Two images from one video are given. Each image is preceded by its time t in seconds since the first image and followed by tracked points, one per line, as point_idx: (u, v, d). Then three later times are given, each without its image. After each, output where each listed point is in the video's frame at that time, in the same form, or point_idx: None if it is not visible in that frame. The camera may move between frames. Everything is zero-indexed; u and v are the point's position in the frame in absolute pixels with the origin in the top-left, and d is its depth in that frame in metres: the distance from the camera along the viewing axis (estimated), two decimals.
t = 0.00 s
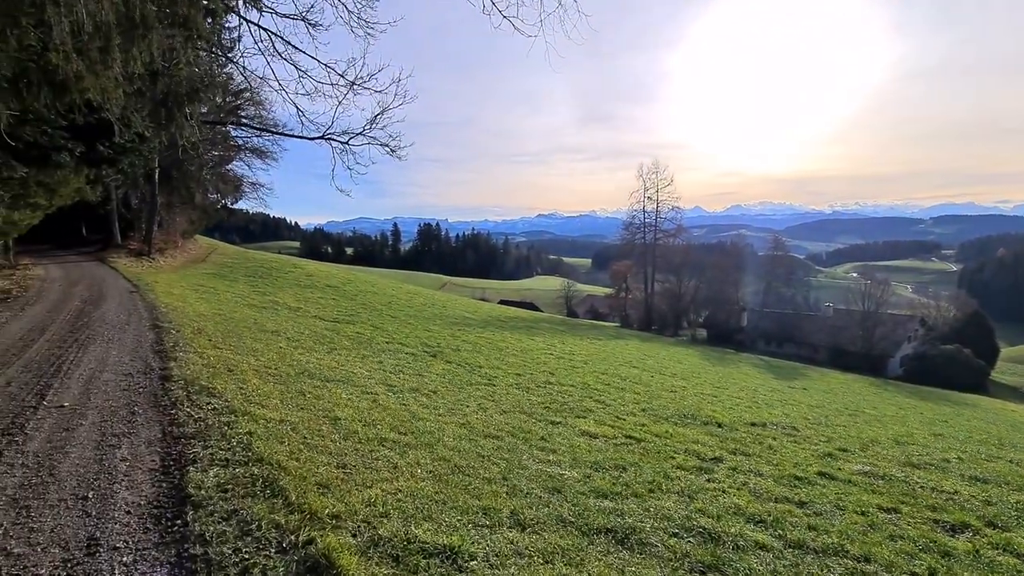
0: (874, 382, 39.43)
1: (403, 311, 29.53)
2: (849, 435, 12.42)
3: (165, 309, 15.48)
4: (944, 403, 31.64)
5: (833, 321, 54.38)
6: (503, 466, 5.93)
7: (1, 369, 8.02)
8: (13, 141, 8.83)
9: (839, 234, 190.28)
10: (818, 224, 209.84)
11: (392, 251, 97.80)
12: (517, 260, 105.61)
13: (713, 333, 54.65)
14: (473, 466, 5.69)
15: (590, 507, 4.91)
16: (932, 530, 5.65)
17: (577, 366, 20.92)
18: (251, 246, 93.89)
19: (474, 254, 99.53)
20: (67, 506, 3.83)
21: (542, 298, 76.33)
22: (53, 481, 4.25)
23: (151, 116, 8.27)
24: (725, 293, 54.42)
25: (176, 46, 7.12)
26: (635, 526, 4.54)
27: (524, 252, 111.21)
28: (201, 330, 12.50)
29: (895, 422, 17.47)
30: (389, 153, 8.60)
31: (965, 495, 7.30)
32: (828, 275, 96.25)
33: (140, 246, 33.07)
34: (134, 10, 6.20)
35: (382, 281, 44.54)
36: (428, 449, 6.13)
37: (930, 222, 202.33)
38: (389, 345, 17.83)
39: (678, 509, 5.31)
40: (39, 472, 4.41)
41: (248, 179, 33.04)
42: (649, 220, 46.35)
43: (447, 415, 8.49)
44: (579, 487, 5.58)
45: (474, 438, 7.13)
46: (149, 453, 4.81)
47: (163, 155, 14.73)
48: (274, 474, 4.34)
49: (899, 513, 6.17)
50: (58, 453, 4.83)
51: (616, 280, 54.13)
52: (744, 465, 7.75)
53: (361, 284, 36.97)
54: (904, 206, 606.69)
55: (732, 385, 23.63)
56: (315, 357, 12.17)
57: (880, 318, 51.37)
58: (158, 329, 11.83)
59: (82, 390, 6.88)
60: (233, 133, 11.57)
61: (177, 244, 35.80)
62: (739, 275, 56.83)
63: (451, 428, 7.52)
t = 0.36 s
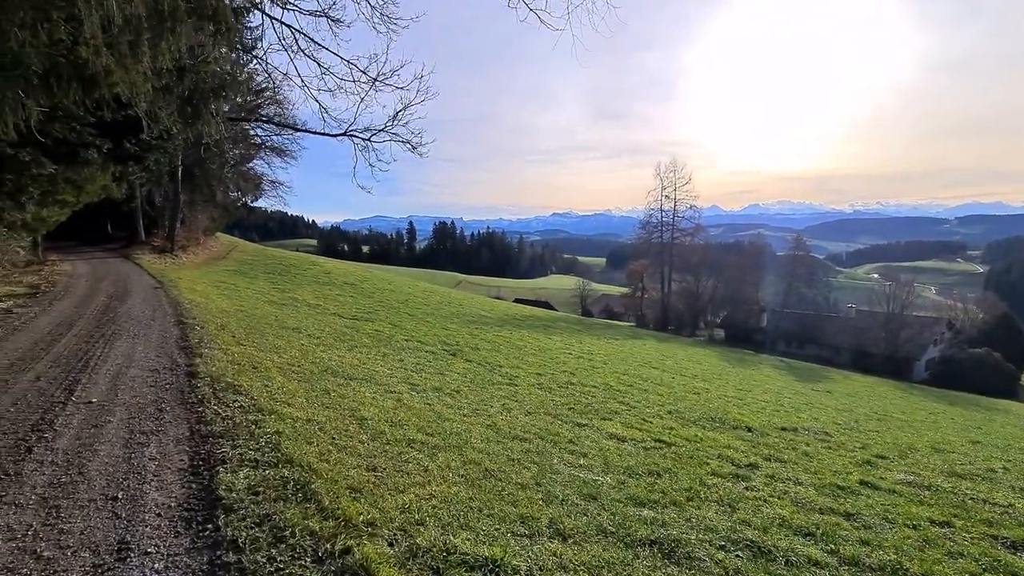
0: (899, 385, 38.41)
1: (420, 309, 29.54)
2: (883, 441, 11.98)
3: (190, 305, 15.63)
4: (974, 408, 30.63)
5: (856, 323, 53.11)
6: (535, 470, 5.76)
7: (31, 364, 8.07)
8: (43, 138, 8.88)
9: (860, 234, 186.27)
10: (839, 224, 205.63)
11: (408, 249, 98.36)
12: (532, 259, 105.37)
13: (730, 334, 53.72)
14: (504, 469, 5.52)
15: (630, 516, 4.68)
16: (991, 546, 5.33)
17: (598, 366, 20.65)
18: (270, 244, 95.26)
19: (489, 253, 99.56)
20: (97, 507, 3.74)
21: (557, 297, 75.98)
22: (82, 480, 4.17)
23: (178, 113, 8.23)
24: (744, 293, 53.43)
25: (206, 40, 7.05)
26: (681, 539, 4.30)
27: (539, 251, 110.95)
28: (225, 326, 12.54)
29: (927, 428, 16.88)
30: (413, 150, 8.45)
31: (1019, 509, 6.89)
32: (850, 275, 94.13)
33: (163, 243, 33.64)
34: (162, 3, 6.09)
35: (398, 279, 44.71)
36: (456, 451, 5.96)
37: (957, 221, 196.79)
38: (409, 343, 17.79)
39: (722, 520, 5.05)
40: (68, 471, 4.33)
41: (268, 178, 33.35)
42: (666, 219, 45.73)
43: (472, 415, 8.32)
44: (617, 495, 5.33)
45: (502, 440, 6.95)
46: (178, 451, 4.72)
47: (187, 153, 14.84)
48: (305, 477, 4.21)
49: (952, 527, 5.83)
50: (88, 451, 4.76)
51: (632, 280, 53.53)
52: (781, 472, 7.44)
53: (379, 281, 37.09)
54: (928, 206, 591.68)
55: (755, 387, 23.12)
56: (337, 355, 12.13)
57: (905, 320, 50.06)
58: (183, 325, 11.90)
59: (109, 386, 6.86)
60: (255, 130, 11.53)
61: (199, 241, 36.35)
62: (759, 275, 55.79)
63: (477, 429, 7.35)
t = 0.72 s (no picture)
0: (929, 384, 37.17)
1: (438, 309, 29.46)
2: (925, 445, 11.44)
3: (213, 307, 15.70)
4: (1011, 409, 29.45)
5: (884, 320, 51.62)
6: (568, 480, 5.50)
7: (58, 367, 8.06)
8: (68, 142, 8.88)
9: (884, 228, 181.56)
10: (863, 218, 200.63)
11: (424, 248, 98.69)
12: (548, 256, 104.89)
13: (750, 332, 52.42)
14: (537, 480, 5.26)
15: (675, 533, 4.40)
16: None
17: (620, 366, 20.27)
18: (289, 244, 96.48)
19: (504, 251, 99.37)
20: (121, 523, 3.59)
21: (573, 295, 75.44)
22: (106, 493, 4.04)
23: (199, 114, 8.13)
24: (765, 290, 51.93)
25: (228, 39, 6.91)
26: (732, 561, 4.01)
27: (555, 249, 110.42)
28: (247, 328, 12.50)
29: (966, 430, 16.16)
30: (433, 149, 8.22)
31: None
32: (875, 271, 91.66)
33: (186, 244, 34.14)
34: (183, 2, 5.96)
35: (416, 278, 44.75)
36: (486, 460, 5.73)
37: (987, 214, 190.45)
38: (428, 343, 17.64)
39: (772, 536, 4.74)
40: (92, 482, 4.21)
41: (287, 179, 33.58)
42: (684, 215, 44.98)
43: (498, 420, 8.07)
44: (657, 508, 5.04)
45: (531, 447, 6.70)
46: (202, 461, 4.58)
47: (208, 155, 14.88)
48: (334, 491, 4.02)
49: (1019, 545, 5.42)
50: (111, 461, 4.64)
51: (650, 277, 52.32)
52: (825, 482, 7.05)
53: (396, 281, 37.14)
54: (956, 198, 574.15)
55: (781, 387, 22.49)
56: (358, 357, 11.98)
57: (935, 317, 48.49)
58: (205, 327, 11.87)
59: (134, 391, 6.81)
60: (274, 132, 11.45)
61: (220, 242, 36.81)
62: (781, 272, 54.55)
63: (505, 435, 7.11)
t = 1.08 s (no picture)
0: (953, 390, 36.16)
1: (452, 310, 29.28)
2: (963, 458, 10.92)
3: (230, 307, 15.67)
4: None
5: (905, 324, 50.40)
6: (603, 494, 5.23)
7: (77, 368, 7.96)
8: (89, 140, 8.79)
9: (902, 230, 178.03)
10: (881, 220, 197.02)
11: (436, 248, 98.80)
12: (559, 257, 104.41)
13: (766, 336, 51.63)
14: (572, 495, 5.00)
15: (723, 559, 4.11)
16: None
17: (637, 370, 19.88)
18: (302, 243, 97.22)
19: (516, 251, 99.09)
20: (141, 539, 3.40)
21: (585, 296, 74.91)
22: (125, 505, 3.85)
23: (220, 112, 7.97)
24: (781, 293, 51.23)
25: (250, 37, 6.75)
26: None
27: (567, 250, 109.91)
28: (265, 329, 12.39)
29: (1000, 441, 15.51)
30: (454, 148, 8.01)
31: None
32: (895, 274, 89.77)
33: (202, 244, 34.40)
34: None
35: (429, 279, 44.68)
36: (516, 471, 5.48)
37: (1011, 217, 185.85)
38: (444, 345, 17.42)
39: (825, 563, 4.42)
40: (110, 493, 4.03)
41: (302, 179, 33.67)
42: (699, 216, 44.35)
43: (522, 427, 7.81)
44: (700, 528, 4.74)
45: (559, 457, 6.43)
46: (224, 471, 4.38)
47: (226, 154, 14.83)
48: (362, 507, 3.79)
49: None
50: (131, 469, 4.46)
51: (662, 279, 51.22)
52: (867, 498, 6.68)
53: (410, 281, 37.04)
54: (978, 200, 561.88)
55: (803, 393, 21.91)
56: (375, 359, 11.79)
57: (959, 322, 47.20)
58: (223, 327, 11.77)
59: (153, 394, 6.65)
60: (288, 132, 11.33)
61: (236, 242, 37.03)
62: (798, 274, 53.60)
63: (531, 444, 6.85)
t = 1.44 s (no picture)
0: (973, 394, 35.40)
1: (464, 311, 29.15)
2: (1000, 467, 10.52)
3: (244, 309, 15.62)
4: None
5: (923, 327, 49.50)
6: (642, 508, 4.98)
7: (95, 371, 7.84)
8: (107, 142, 8.69)
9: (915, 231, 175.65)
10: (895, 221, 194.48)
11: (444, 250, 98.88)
12: (568, 259, 104.00)
13: (778, 337, 51.07)
14: (611, 509, 4.76)
15: None
16: None
17: (653, 373, 19.57)
18: (312, 245, 97.66)
19: (524, 253, 98.89)
20: (168, 557, 3.21)
21: (594, 298, 74.45)
22: (150, 519, 3.67)
23: (239, 112, 7.82)
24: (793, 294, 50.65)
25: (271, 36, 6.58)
26: None
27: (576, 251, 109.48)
28: (281, 331, 12.28)
29: None
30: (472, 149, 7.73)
31: None
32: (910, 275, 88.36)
33: (214, 246, 34.52)
34: None
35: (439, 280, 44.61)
36: (549, 483, 5.25)
37: None
38: (458, 347, 17.25)
39: None
40: (134, 505, 3.85)
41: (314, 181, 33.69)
42: (710, 217, 43.90)
43: (547, 434, 7.59)
44: (749, 546, 4.48)
45: (590, 466, 6.21)
46: (251, 482, 4.19)
47: (241, 156, 14.76)
48: (397, 524, 3.58)
49: None
50: (154, 480, 4.28)
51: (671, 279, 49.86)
52: (912, 511, 6.37)
53: (421, 283, 36.95)
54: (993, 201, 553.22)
55: (822, 397, 21.46)
56: (393, 362, 11.62)
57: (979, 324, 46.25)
58: (239, 330, 11.67)
59: (172, 399, 6.50)
60: (301, 133, 11.17)
61: (247, 244, 37.13)
62: (811, 275, 52.88)
63: (560, 452, 6.62)
